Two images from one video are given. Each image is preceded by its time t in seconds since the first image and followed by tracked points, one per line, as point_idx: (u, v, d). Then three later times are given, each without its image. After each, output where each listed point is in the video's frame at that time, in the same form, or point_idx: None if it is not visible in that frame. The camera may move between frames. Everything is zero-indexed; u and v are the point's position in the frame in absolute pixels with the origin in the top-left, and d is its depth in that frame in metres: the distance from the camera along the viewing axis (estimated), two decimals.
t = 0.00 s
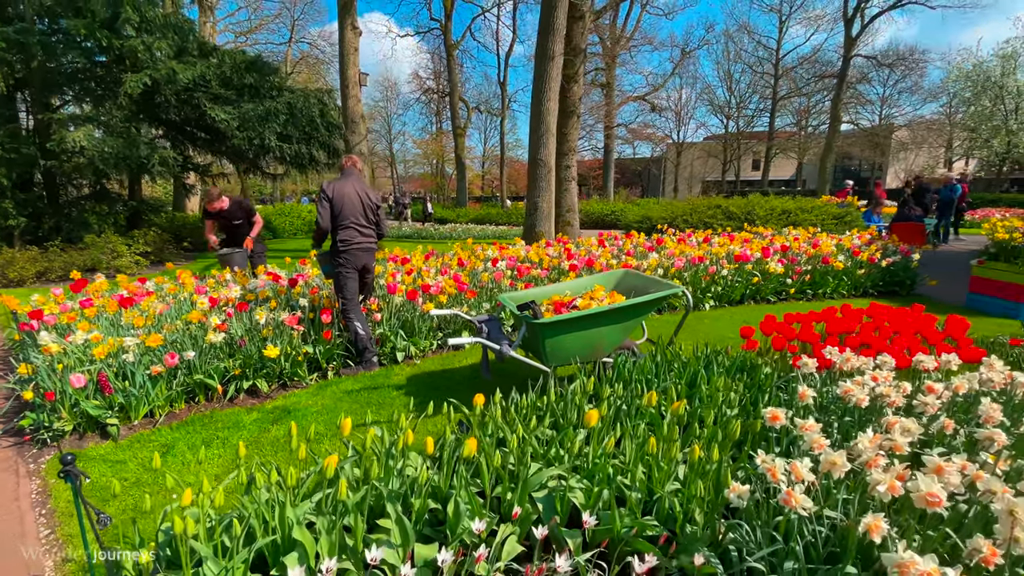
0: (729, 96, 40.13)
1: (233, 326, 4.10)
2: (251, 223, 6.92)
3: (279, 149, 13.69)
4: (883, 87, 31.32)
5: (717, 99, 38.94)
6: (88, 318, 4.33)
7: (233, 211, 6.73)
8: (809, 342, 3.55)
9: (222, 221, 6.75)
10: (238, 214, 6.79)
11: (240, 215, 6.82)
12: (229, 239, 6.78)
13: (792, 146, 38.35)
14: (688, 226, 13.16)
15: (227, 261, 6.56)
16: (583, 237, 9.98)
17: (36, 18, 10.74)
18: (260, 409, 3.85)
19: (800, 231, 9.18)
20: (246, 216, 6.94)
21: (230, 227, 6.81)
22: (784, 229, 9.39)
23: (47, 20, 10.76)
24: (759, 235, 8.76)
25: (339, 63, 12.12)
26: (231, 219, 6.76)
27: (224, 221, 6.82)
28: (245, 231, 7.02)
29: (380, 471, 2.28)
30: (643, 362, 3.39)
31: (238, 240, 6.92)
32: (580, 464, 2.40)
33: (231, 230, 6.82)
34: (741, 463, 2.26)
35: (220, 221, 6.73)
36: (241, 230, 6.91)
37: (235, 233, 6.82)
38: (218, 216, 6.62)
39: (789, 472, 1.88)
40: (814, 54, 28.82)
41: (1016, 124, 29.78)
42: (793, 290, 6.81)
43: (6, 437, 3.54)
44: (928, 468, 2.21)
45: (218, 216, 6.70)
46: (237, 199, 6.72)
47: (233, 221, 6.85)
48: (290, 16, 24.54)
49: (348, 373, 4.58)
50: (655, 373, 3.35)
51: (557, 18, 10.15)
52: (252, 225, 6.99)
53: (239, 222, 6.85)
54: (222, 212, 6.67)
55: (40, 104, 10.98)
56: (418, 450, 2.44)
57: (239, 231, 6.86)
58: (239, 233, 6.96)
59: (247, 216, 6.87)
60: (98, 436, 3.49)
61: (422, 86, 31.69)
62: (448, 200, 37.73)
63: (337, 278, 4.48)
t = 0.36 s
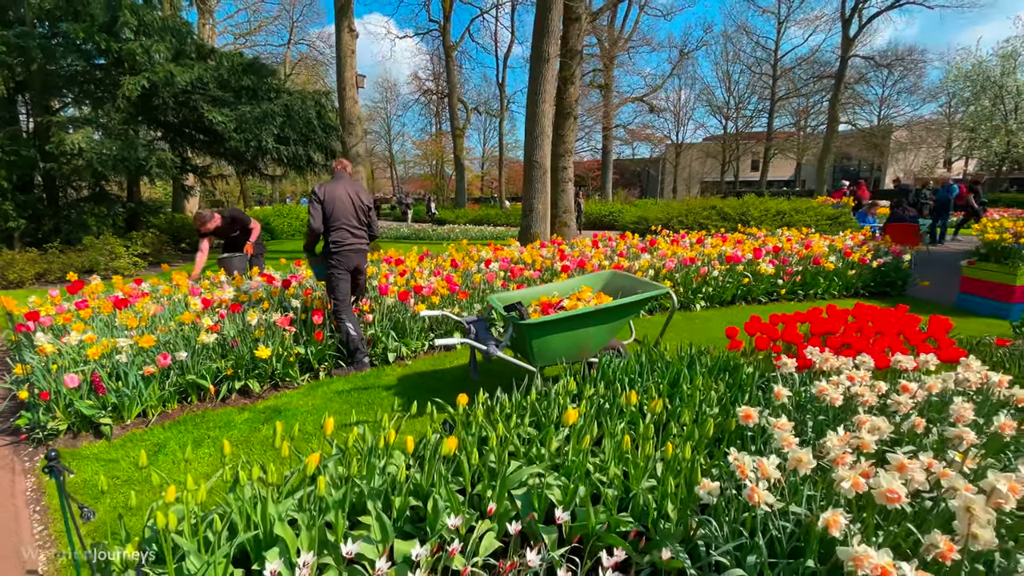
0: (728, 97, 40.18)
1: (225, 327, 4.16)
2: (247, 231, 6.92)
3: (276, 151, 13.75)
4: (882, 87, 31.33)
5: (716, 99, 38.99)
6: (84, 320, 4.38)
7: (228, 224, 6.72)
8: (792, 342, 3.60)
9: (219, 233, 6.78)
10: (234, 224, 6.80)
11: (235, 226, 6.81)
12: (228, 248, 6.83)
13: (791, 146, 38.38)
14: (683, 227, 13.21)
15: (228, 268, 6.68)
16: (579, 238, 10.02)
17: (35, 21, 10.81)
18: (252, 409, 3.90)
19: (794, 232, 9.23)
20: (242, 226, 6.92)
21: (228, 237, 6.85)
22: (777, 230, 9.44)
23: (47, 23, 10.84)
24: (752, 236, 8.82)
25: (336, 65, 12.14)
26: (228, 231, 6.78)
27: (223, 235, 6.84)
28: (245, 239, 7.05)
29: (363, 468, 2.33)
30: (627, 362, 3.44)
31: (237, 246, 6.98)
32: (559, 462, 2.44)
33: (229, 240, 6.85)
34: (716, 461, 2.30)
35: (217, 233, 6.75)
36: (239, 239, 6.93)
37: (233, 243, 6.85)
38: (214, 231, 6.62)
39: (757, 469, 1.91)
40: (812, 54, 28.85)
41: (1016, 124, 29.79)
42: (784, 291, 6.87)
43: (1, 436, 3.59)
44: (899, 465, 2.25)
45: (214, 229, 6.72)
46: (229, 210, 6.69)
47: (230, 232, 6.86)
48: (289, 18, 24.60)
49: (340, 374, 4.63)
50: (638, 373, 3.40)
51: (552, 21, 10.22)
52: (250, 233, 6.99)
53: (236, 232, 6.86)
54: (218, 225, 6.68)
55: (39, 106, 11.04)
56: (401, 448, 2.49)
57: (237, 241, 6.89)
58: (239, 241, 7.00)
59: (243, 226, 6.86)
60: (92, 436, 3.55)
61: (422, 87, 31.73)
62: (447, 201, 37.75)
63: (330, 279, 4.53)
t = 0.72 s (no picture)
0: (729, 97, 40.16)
1: (222, 325, 4.21)
2: (247, 232, 6.96)
3: (276, 151, 13.81)
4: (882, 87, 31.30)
5: (717, 99, 38.99)
6: (82, 318, 4.43)
7: (227, 227, 6.77)
8: (781, 339, 3.65)
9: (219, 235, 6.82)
10: (233, 227, 6.84)
11: (234, 228, 6.85)
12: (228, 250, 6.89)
13: (792, 146, 38.35)
14: (682, 227, 13.25)
15: (229, 268, 6.73)
16: (577, 238, 10.05)
17: (36, 22, 10.92)
18: (248, 405, 3.96)
19: (791, 231, 9.25)
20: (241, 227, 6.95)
21: (227, 239, 6.90)
22: (775, 229, 9.46)
23: (48, 24, 10.94)
24: (749, 235, 8.84)
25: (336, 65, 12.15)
26: (227, 234, 6.82)
27: (222, 238, 6.89)
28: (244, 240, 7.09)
29: (353, 461, 2.38)
30: (617, 359, 3.49)
31: (238, 247, 7.04)
32: (545, 456, 2.49)
33: (229, 243, 6.90)
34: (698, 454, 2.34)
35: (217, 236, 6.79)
36: (240, 240, 6.97)
37: (233, 245, 6.90)
38: (213, 236, 6.66)
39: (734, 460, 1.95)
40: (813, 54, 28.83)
41: (1016, 124, 29.74)
42: (779, 289, 6.92)
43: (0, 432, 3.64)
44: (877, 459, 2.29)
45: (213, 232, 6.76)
46: (227, 214, 6.73)
47: (230, 234, 6.90)
48: (290, 18, 24.67)
49: (336, 372, 4.69)
50: (627, 370, 3.44)
51: (549, 22, 10.26)
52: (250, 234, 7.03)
53: (235, 234, 6.90)
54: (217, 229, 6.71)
55: (41, 107, 11.12)
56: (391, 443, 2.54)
57: (237, 242, 6.94)
58: (239, 243, 7.04)
59: (242, 228, 6.90)
60: (89, 432, 3.61)
61: (423, 88, 31.79)
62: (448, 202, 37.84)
63: (326, 278, 4.58)
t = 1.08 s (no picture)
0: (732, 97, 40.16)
1: (222, 323, 4.33)
2: (246, 233, 7.06)
3: (278, 152, 13.94)
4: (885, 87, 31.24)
5: (719, 99, 38.99)
6: (86, 316, 4.56)
7: (227, 228, 6.88)
8: (765, 337, 3.73)
9: (219, 235, 6.93)
10: (233, 227, 6.94)
11: (234, 228, 6.95)
12: (229, 249, 7.01)
13: (794, 146, 38.33)
14: (681, 227, 13.31)
15: (230, 268, 6.86)
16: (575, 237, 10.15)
17: (42, 25, 11.10)
18: (247, 402, 4.06)
19: (787, 231, 9.31)
20: (241, 228, 7.05)
21: (228, 239, 7.02)
22: (772, 229, 9.52)
23: (53, 26, 11.11)
24: (745, 236, 8.92)
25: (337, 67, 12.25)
26: (227, 234, 6.93)
27: (222, 238, 7.00)
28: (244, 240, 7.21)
29: (345, 452, 2.48)
30: (604, 357, 3.58)
31: (238, 248, 7.16)
32: (530, 448, 2.58)
33: (229, 242, 7.02)
34: (675, 447, 2.43)
35: (217, 236, 6.91)
36: (240, 240, 7.08)
37: (233, 245, 7.02)
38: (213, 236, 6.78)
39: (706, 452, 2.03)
40: (815, 54, 28.83)
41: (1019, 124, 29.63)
42: (772, 289, 7.01)
43: (7, 426, 3.76)
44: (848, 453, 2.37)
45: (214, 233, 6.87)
46: (227, 214, 6.83)
47: (230, 234, 7.02)
48: (294, 19, 24.80)
49: (333, 369, 4.80)
50: (614, 367, 3.54)
51: (547, 23, 10.36)
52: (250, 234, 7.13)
53: (235, 234, 7.01)
54: (217, 229, 6.83)
55: (46, 109, 11.29)
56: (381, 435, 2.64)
57: (237, 242, 7.06)
58: (239, 243, 7.16)
59: (241, 229, 7.00)
60: (93, 426, 3.73)
61: (425, 88, 31.90)
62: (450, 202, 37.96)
63: (327, 277, 4.64)
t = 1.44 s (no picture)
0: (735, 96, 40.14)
1: (225, 318, 4.45)
2: (247, 231, 7.18)
3: (282, 152, 14.09)
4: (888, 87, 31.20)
5: (722, 99, 38.99)
6: (92, 312, 4.70)
7: (227, 226, 7.01)
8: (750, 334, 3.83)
9: (219, 234, 7.05)
10: (233, 226, 7.06)
11: (234, 227, 7.08)
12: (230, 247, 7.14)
13: (797, 146, 38.29)
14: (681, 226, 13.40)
15: (232, 267, 7.00)
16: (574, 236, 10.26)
17: (48, 27, 11.28)
18: (248, 395, 4.19)
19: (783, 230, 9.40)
20: (241, 226, 7.17)
21: (228, 238, 7.15)
22: (768, 228, 9.61)
23: (59, 28, 11.28)
24: (741, 235, 9.01)
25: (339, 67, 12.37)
26: (228, 232, 7.05)
27: (222, 236, 7.13)
28: (245, 238, 7.34)
29: (339, 440, 2.60)
30: (592, 351, 3.70)
31: (239, 246, 7.29)
32: (516, 437, 2.69)
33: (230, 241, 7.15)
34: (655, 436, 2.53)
35: (218, 234, 7.04)
36: (240, 239, 7.21)
37: (234, 243, 7.15)
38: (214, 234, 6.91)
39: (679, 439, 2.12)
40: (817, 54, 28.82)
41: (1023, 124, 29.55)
42: (765, 288, 7.11)
43: (16, 418, 3.88)
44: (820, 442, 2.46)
45: (214, 231, 7.00)
46: (227, 213, 6.94)
47: (230, 233, 7.14)
48: (297, 19, 24.96)
49: (332, 364, 4.92)
50: (601, 361, 3.65)
51: (547, 24, 10.46)
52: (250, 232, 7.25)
53: (235, 233, 7.13)
54: (218, 228, 6.95)
55: (53, 109, 11.48)
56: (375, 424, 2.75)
57: (238, 240, 7.18)
58: (239, 241, 7.29)
59: (242, 228, 7.12)
60: (99, 417, 3.87)
61: (428, 88, 32.04)
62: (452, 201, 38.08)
63: (332, 273, 4.72)
